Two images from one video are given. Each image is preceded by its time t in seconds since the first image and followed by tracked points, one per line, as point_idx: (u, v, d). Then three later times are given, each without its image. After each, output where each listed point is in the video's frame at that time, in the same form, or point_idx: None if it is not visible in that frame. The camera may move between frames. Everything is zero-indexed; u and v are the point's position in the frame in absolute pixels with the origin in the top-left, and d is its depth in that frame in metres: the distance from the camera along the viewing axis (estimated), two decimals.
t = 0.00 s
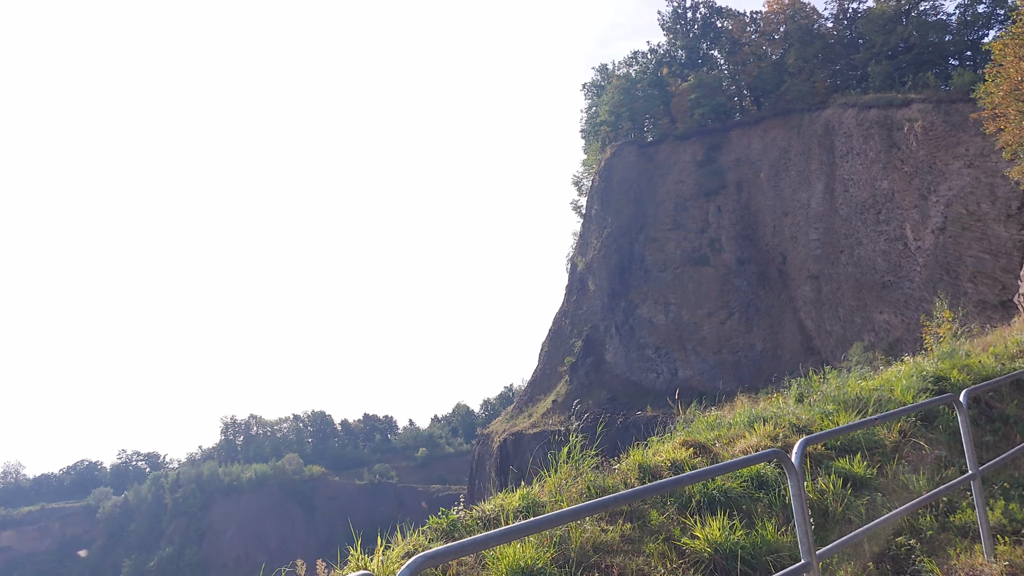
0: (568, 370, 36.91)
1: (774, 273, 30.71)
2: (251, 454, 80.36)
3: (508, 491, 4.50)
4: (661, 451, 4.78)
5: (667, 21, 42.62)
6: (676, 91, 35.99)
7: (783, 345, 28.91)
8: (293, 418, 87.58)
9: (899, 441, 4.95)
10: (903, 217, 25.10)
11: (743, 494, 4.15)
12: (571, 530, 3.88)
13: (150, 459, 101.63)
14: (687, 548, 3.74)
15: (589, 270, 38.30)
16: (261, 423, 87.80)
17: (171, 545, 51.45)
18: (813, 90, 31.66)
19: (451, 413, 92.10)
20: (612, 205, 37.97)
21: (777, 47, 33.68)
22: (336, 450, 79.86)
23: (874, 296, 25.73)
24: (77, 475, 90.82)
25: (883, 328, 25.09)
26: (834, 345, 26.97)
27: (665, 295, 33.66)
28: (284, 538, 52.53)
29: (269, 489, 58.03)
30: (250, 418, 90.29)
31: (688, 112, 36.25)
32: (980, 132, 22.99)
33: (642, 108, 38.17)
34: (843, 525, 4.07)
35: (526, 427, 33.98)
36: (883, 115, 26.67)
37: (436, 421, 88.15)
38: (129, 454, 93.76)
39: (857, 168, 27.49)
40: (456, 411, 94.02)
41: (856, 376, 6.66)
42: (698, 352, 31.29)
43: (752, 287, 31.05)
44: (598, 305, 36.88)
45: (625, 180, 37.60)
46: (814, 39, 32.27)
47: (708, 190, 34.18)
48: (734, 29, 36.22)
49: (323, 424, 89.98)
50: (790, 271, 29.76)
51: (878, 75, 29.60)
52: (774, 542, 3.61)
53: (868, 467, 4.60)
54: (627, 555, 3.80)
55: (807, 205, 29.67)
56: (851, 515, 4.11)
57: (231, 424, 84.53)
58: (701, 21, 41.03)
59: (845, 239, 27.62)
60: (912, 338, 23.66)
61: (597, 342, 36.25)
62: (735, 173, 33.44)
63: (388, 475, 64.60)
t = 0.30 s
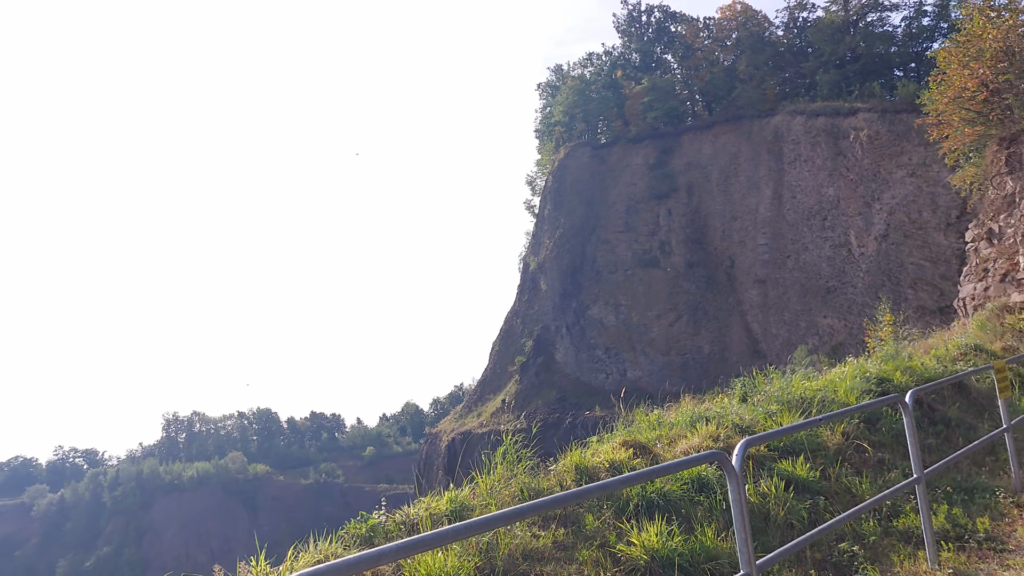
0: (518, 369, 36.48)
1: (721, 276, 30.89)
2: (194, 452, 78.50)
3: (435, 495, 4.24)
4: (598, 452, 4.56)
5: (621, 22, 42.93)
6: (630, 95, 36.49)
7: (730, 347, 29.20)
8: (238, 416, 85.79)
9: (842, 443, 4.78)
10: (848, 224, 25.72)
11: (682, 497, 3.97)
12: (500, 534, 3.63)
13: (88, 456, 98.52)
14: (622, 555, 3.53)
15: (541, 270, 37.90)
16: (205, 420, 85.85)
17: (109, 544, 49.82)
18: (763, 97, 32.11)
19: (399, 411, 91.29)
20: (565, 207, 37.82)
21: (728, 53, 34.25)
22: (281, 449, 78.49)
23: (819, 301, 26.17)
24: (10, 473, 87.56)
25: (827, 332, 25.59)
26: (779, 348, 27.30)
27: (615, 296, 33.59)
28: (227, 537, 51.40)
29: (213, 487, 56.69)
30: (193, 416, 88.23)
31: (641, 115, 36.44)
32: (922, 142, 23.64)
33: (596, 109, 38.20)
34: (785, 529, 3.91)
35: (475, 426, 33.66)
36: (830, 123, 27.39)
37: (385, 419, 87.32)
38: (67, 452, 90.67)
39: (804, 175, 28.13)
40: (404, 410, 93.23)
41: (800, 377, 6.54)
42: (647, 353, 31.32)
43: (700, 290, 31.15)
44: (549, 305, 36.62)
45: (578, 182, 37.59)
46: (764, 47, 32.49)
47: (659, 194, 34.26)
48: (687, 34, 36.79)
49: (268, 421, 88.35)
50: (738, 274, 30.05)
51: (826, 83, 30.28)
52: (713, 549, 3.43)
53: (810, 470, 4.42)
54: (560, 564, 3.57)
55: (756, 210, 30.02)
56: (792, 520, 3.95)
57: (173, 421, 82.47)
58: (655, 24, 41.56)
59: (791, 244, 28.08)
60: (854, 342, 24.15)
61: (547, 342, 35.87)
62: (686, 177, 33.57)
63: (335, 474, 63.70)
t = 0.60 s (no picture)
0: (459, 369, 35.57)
1: (661, 278, 31.08)
2: (122, 450, 75.86)
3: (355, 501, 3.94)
4: (532, 454, 4.32)
5: (568, 25, 42.78)
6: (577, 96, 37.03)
7: (668, 349, 29.34)
8: (170, 413, 83.34)
9: (783, 446, 4.66)
10: (784, 229, 26.18)
11: (619, 503, 3.80)
12: (423, 544, 3.38)
13: (7, 455, 94.29)
14: (554, 566, 3.33)
15: (484, 269, 37.18)
16: (135, 417, 83.12)
17: (29, 544, 47.64)
18: (705, 103, 33.03)
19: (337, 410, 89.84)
20: (510, 206, 37.32)
21: (673, 59, 34.99)
22: (215, 447, 76.45)
23: (755, 304, 26.52)
24: None
25: (762, 335, 25.89)
26: (716, 350, 27.56)
27: (557, 297, 33.45)
28: (157, 536, 49.75)
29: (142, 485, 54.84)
30: (122, 413, 85.31)
31: (586, 117, 36.58)
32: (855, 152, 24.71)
33: (541, 109, 38.26)
34: (723, 537, 3.75)
35: (414, 425, 33.08)
36: (769, 130, 28.19)
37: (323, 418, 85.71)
38: None
39: (743, 180, 28.72)
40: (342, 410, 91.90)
41: (740, 378, 6.44)
42: (587, 353, 31.33)
43: (640, 292, 31.25)
44: (491, 305, 35.95)
45: (524, 181, 37.24)
46: (707, 53, 33.74)
47: (602, 195, 34.20)
48: (632, 38, 37.33)
49: (202, 419, 86.08)
50: (677, 277, 30.27)
51: (765, 90, 31.24)
52: (649, 559, 3.25)
53: (749, 474, 4.27)
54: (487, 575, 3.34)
55: (696, 214, 30.40)
56: (732, 526, 3.79)
57: (101, 417, 79.58)
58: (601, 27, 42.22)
59: (729, 248, 28.47)
60: (788, 345, 24.49)
61: (489, 341, 35.08)
62: (629, 180, 33.67)
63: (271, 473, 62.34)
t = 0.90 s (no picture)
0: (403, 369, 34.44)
1: (608, 281, 31.02)
2: (50, 448, 72.96)
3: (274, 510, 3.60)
4: (471, 456, 4.02)
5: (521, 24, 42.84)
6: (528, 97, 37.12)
7: (613, 351, 29.28)
8: (103, 410, 80.58)
9: (731, 451, 4.48)
10: (728, 234, 26.84)
11: (561, 511, 3.58)
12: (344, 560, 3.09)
13: None
14: None
15: (432, 267, 36.26)
16: (65, 414, 80.10)
17: None
18: (654, 108, 33.57)
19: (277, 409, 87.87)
20: (458, 204, 36.46)
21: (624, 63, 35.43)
22: (150, 446, 74.12)
23: (699, 308, 26.71)
24: None
25: (705, 338, 26.06)
26: (661, 352, 27.61)
27: (506, 298, 32.85)
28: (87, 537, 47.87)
29: (73, 484, 52.76)
30: (51, 409, 82.11)
31: (537, 118, 36.50)
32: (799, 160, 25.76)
33: (492, 109, 38.06)
34: (670, 547, 3.55)
35: (356, 425, 32.35)
36: (716, 136, 29.07)
37: (265, 416, 83.37)
38: None
39: (690, 185, 29.23)
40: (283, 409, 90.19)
41: (687, 379, 6.26)
42: (534, 354, 30.83)
43: (586, 294, 31.10)
44: (439, 304, 34.96)
45: (473, 180, 36.41)
46: (657, 59, 34.23)
47: (552, 197, 33.98)
48: (584, 40, 38.00)
49: (136, 417, 83.46)
50: (624, 279, 30.29)
51: (713, 97, 31.87)
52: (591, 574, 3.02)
53: (697, 481, 4.07)
54: None
55: (644, 218, 30.59)
56: (678, 536, 3.59)
57: (29, 414, 76.39)
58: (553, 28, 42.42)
59: (675, 252, 28.73)
60: (731, 348, 24.70)
61: (436, 340, 34.13)
62: (578, 182, 33.61)
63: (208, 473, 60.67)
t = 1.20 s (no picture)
0: (350, 366, 33.70)
1: (559, 280, 30.89)
2: None
3: (185, 510, 3.32)
4: (405, 452, 3.77)
5: (476, 22, 42.65)
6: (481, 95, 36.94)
7: (563, 350, 29.17)
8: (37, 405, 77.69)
9: (678, 449, 4.31)
10: (678, 236, 27.18)
11: (499, 512, 3.37)
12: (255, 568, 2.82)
13: None
14: None
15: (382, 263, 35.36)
16: None
17: None
18: (607, 109, 33.73)
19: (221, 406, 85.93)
20: (409, 199, 35.64)
21: (577, 63, 35.55)
22: (86, 443, 71.69)
23: (648, 309, 26.83)
24: None
25: (653, 338, 26.12)
26: (609, 351, 27.54)
27: (456, 295, 32.15)
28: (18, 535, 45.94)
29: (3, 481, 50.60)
30: None
31: (491, 116, 36.31)
32: (748, 165, 26.18)
33: (446, 105, 37.71)
34: (614, 551, 3.35)
35: (301, 422, 31.60)
36: (668, 139, 29.32)
37: (208, 413, 81.18)
38: None
39: (641, 187, 29.46)
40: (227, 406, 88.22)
41: (635, 376, 6.07)
42: (484, 353, 30.23)
43: (537, 293, 30.88)
44: (389, 301, 33.89)
45: (425, 176, 35.73)
46: (611, 60, 34.67)
47: (504, 195, 33.51)
48: (539, 40, 37.99)
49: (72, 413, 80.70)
50: (575, 278, 30.21)
51: (666, 100, 32.16)
52: None
53: (643, 479, 3.89)
54: None
55: (595, 218, 30.60)
56: (623, 538, 3.39)
57: None
58: (507, 27, 42.35)
59: (626, 253, 28.84)
60: (679, 349, 24.82)
61: (385, 337, 33.39)
62: (531, 181, 33.44)
63: (148, 470, 58.91)
